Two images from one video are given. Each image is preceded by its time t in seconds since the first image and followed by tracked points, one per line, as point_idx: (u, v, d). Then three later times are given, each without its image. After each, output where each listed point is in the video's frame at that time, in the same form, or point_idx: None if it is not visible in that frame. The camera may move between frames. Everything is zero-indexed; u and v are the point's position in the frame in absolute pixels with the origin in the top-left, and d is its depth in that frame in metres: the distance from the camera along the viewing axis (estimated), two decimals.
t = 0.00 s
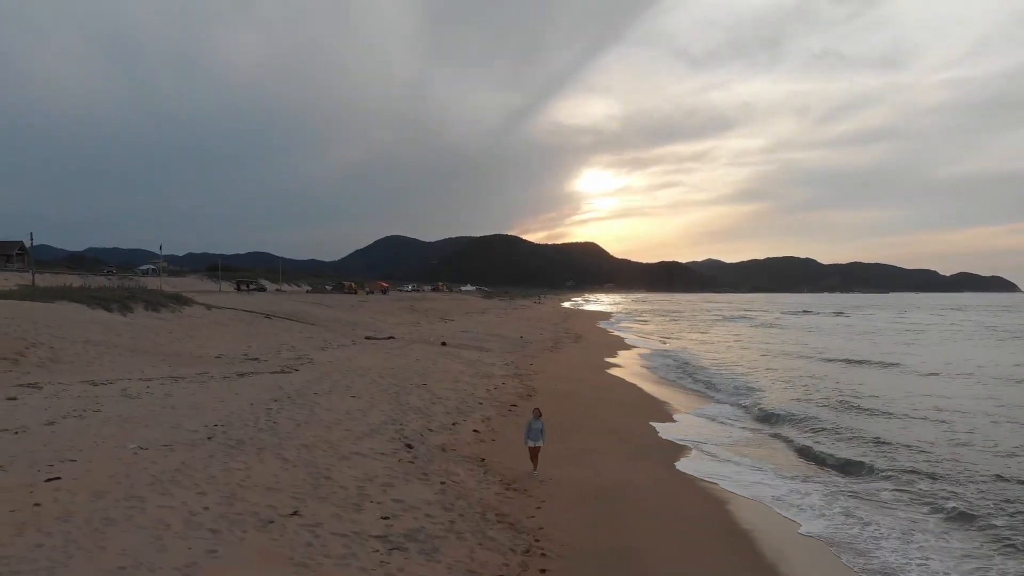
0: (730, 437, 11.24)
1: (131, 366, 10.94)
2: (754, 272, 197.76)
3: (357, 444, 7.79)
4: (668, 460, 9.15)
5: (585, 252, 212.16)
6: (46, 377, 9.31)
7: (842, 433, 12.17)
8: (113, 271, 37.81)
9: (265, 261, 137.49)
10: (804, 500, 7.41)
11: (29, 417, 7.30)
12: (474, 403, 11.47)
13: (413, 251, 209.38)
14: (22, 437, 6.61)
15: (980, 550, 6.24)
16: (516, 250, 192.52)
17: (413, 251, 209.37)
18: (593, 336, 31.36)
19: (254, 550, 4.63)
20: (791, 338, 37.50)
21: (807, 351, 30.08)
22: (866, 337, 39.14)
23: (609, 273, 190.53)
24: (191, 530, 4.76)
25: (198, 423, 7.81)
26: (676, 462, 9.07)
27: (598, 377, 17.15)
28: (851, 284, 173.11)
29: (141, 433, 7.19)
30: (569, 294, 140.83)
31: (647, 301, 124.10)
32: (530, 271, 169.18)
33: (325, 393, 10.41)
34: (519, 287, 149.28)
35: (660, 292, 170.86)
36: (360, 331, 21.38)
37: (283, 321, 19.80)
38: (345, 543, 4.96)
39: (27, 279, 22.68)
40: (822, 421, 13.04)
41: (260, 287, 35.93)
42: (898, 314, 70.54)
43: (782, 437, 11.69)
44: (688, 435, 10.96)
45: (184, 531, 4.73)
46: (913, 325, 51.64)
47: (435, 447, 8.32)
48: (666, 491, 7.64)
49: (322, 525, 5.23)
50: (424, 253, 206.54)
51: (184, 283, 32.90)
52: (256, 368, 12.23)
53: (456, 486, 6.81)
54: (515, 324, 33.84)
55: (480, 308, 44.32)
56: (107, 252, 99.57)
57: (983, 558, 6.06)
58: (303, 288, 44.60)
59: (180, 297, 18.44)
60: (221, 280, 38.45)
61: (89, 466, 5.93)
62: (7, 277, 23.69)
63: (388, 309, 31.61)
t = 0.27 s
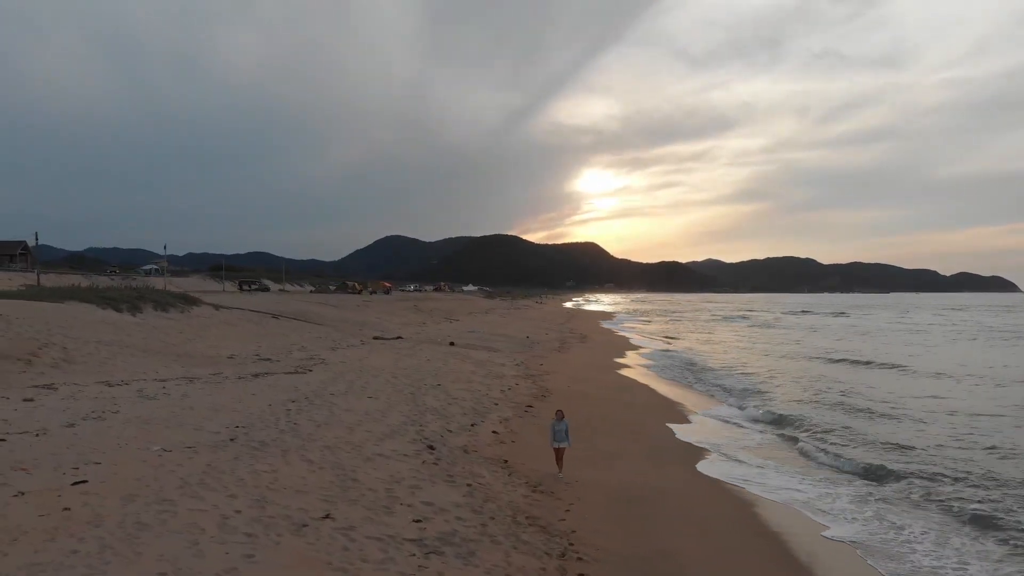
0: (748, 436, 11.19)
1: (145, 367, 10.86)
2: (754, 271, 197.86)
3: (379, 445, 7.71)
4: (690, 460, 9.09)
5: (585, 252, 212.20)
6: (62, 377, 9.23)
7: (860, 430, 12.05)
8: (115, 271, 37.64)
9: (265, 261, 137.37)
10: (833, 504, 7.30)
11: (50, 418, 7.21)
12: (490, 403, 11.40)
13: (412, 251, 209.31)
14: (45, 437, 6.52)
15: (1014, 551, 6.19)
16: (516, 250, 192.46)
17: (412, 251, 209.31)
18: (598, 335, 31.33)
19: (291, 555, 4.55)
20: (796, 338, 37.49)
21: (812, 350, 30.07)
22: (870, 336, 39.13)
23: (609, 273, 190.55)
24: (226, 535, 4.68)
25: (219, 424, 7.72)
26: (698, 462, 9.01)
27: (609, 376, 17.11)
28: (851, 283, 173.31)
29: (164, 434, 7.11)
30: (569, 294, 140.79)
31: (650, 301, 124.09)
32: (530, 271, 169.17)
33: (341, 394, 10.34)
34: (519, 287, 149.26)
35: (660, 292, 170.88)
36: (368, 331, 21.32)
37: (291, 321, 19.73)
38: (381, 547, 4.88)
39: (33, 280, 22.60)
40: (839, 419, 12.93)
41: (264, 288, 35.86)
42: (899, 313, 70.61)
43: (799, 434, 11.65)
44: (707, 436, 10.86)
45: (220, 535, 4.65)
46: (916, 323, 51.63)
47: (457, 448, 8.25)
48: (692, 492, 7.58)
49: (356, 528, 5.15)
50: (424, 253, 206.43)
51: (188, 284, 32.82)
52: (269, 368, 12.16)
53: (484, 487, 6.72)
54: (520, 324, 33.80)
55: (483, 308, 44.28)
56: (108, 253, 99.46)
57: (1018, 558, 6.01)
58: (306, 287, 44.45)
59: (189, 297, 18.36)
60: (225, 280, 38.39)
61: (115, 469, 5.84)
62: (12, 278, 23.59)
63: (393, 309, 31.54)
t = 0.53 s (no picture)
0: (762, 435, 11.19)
1: (157, 367, 10.76)
2: (750, 271, 198.41)
3: (401, 447, 7.65)
4: (709, 460, 9.07)
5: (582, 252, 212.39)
6: (76, 378, 9.13)
7: (876, 425, 11.98)
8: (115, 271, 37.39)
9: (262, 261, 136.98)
10: (860, 506, 7.23)
11: (69, 419, 7.12)
12: (504, 403, 11.36)
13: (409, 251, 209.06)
14: (67, 438, 6.43)
15: None
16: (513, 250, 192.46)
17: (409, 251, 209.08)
18: (600, 335, 31.34)
19: (331, 559, 4.48)
20: (796, 337, 37.62)
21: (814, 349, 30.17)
22: (870, 335, 39.29)
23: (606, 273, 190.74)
24: (263, 539, 4.61)
25: (239, 426, 7.64)
26: (717, 462, 8.99)
27: (617, 376, 17.10)
28: (847, 283, 174.06)
29: (185, 436, 7.02)
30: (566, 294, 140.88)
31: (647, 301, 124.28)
32: (527, 271, 169.20)
33: (356, 395, 10.27)
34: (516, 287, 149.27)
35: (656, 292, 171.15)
36: (373, 331, 21.25)
37: (297, 321, 19.64)
38: (419, 551, 4.81)
39: (34, 282, 22.41)
40: (852, 417, 12.87)
41: (265, 288, 35.72)
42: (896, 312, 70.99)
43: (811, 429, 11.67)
44: (722, 437, 10.82)
45: (257, 540, 4.58)
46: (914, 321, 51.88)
47: (478, 449, 8.19)
48: (716, 492, 7.54)
49: (391, 532, 5.08)
50: (421, 253, 206.19)
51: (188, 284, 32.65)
52: (280, 369, 12.08)
53: (511, 489, 6.67)
54: (522, 323, 33.80)
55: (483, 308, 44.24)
56: (104, 253, 98.97)
57: None
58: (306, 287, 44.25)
59: (194, 297, 18.23)
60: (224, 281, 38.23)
61: (142, 472, 5.76)
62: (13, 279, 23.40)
63: (395, 309, 31.46)
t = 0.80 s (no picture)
0: (760, 434, 11.35)
1: (153, 369, 10.55)
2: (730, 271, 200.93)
3: (412, 449, 7.59)
4: (713, 460, 9.17)
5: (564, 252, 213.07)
6: (73, 380, 8.91)
7: (868, 424, 12.24)
8: (95, 271, 36.59)
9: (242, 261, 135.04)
10: (867, 505, 7.34)
11: (72, 422, 6.95)
12: (505, 405, 11.35)
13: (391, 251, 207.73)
14: (73, 442, 6.27)
15: None
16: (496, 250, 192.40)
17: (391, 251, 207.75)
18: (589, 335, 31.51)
19: (360, 565, 4.44)
20: (779, 336, 38.21)
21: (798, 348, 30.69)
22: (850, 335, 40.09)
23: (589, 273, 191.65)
24: (289, 545, 4.55)
25: (246, 429, 7.52)
26: (721, 462, 9.10)
27: (611, 376, 17.21)
28: (824, 283, 177.24)
29: (194, 440, 6.90)
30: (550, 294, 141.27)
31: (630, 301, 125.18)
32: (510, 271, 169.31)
33: (359, 396, 10.18)
34: (499, 287, 149.26)
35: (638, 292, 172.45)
36: (364, 332, 21.09)
37: (288, 321, 19.40)
38: (446, 555, 4.79)
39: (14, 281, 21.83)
40: (846, 417, 13.08)
41: (250, 288, 35.24)
42: (873, 313, 72.54)
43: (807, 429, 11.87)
44: (723, 438, 10.93)
45: (284, 546, 4.52)
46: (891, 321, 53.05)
47: (486, 451, 8.18)
48: (724, 492, 7.63)
49: (415, 536, 5.05)
50: (403, 253, 205.09)
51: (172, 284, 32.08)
52: (278, 370, 11.93)
53: (525, 491, 6.67)
54: (511, 324, 33.83)
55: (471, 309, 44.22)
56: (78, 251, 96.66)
57: None
58: (291, 287, 43.73)
59: (182, 297, 17.91)
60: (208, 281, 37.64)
61: (155, 476, 5.65)
62: None
63: (384, 309, 31.26)
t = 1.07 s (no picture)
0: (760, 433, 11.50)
1: (151, 371, 10.33)
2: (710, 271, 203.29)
3: (425, 452, 7.54)
4: (718, 460, 9.27)
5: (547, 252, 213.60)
6: (71, 383, 8.69)
7: (862, 423, 12.49)
8: (75, 271, 35.91)
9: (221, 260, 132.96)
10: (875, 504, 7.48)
11: (79, 426, 6.78)
12: (508, 406, 11.34)
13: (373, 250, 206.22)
14: (82, 446, 6.11)
15: None
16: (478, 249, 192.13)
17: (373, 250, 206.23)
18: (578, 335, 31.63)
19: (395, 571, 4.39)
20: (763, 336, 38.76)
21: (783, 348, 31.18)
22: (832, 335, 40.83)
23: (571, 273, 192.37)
24: (322, 552, 4.49)
25: (257, 432, 7.40)
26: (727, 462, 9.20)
27: (606, 376, 17.30)
28: (801, 283, 180.30)
29: (205, 443, 6.76)
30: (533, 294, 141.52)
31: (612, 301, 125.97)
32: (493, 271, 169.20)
33: (363, 398, 10.09)
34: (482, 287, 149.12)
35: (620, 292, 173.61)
36: (356, 333, 20.90)
37: (279, 322, 19.14)
38: (478, 560, 4.76)
39: None
40: (840, 416, 13.31)
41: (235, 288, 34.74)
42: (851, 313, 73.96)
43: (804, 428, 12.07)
44: (724, 437, 11.06)
45: (316, 553, 4.45)
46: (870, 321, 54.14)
47: (498, 453, 8.16)
48: (734, 493, 7.71)
49: (445, 541, 5.02)
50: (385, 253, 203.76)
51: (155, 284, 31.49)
52: (277, 372, 11.76)
53: (544, 494, 6.66)
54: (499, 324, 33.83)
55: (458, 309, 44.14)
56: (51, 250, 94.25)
57: None
58: (276, 288, 43.18)
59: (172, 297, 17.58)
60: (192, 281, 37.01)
61: (174, 481, 5.53)
62: None
63: (372, 309, 31.03)
